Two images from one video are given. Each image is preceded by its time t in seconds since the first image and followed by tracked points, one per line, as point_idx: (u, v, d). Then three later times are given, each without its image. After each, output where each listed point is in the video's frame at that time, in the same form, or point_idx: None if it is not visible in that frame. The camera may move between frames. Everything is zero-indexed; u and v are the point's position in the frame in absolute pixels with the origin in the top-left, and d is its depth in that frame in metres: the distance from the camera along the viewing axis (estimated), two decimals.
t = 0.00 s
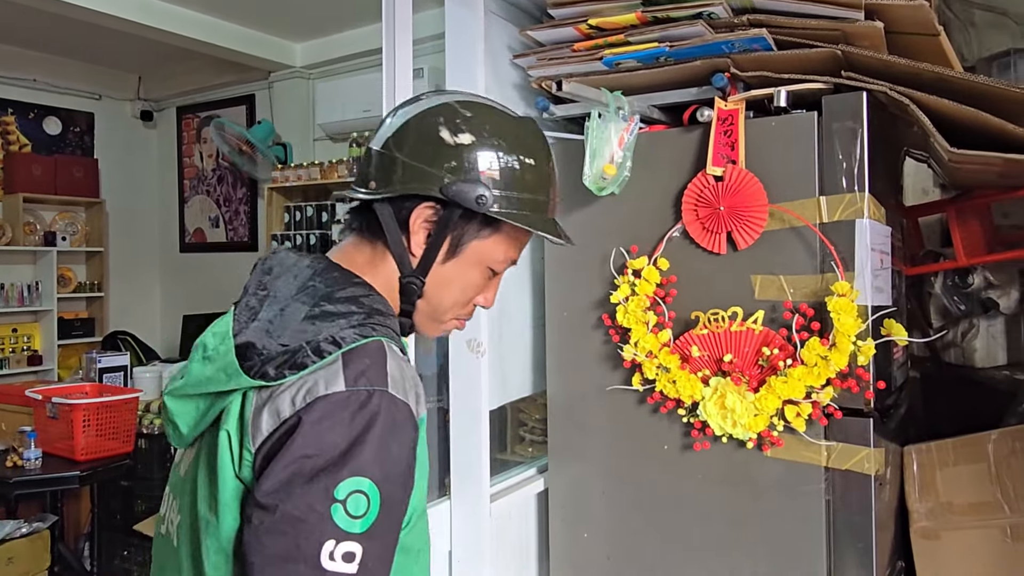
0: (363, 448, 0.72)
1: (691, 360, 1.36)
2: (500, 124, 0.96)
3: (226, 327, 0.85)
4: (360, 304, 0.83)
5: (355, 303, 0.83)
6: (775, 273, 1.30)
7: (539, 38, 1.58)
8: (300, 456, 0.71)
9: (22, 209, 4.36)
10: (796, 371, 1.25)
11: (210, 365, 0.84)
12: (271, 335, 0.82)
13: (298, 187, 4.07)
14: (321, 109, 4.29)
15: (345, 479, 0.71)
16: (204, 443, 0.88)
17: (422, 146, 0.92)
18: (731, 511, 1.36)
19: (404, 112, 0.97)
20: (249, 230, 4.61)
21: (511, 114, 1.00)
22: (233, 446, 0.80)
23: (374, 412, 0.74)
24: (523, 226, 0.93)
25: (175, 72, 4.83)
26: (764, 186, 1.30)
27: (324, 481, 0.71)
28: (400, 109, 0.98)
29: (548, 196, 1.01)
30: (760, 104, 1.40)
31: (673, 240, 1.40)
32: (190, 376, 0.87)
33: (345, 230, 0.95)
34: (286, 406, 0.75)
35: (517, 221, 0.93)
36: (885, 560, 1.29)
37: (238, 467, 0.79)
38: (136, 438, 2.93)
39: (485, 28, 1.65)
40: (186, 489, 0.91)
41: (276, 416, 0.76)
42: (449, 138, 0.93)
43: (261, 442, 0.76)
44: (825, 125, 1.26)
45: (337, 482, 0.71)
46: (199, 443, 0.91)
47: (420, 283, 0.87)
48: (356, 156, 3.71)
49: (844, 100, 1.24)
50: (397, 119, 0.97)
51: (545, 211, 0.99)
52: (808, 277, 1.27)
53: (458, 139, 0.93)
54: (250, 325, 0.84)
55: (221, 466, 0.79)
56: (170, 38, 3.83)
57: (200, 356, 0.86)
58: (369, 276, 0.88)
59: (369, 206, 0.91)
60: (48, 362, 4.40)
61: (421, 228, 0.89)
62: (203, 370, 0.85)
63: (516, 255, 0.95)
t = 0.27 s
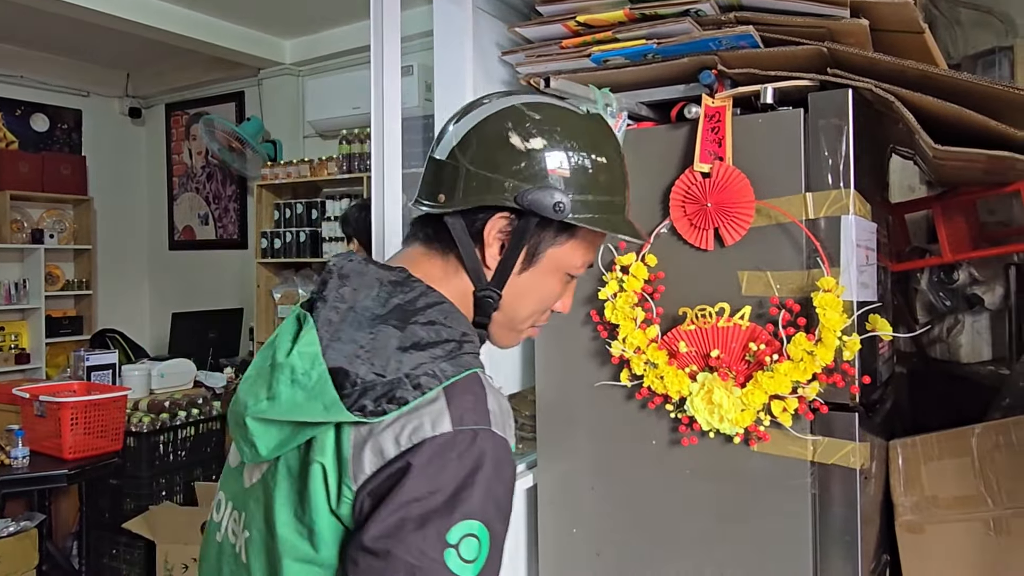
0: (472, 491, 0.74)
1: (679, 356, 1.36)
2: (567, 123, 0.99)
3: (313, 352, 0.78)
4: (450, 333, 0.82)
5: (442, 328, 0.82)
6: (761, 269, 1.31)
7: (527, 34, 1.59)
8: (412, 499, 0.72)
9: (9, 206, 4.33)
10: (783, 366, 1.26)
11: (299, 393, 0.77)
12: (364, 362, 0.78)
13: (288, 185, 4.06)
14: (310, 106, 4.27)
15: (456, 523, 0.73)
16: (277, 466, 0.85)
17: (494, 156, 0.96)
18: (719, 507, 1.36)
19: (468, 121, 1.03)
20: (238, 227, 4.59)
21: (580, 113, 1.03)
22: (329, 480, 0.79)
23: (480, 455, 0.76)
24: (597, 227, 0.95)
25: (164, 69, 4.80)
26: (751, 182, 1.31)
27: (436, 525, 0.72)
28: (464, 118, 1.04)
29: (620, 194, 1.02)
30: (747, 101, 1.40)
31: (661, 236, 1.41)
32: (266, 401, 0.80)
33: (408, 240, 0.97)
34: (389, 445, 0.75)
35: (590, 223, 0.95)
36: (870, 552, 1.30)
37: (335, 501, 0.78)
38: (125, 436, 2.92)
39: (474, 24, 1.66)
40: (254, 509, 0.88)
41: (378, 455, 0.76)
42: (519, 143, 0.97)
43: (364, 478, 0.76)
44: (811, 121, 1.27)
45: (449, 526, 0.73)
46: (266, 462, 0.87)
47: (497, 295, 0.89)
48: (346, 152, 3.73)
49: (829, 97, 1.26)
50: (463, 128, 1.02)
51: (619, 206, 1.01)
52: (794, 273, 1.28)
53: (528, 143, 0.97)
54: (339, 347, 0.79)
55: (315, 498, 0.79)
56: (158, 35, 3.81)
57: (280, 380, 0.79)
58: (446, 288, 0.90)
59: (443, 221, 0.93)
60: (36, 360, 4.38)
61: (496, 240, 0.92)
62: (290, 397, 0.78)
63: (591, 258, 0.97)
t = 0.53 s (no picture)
0: (591, 471, 0.73)
1: (670, 354, 1.37)
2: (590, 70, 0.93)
3: (404, 327, 0.73)
4: (537, 309, 0.79)
5: (526, 302, 0.78)
6: (752, 267, 1.31)
7: (518, 33, 1.60)
8: (536, 482, 0.70)
9: None
10: (773, 363, 1.26)
11: (401, 370, 0.72)
12: (460, 337, 0.74)
13: (278, 183, 4.05)
14: (300, 104, 4.26)
15: (580, 504, 0.72)
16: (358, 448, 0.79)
17: (521, 118, 0.92)
18: (711, 504, 1.37)
19: (490, 91, 0.99)
20: (228, 226, 4.57)
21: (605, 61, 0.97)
22: (432, 462, 0.74)
23: (593, 432, 0.74)
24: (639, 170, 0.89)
25: (153, 67, 4.77)
26: (741, 180, 1.32)
27: (562, 507, 0.71)
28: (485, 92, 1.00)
29: (660, 132, 0.97)
30: (737, 98, 1.40)
31: (651, 233, 1.41)
32: (359, 377, 0.73)
33: (450, 219, 0.94)
34: (502, 426, 0.72)
35: (635, 168, 0.89)
36: (860, 547, 1.31)
37: (439, 483, 0.74)
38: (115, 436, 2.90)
39: (465, 21, 1.65)
40: (324, 495, 0.82)
41: (491, 437, 0.72)
42: (541, 100, 0.92)
43: (474, 462, 0.72)
44: (800, 119, 1.28)
45: (575, 507, 0.71)
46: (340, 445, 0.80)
47: (546, 261, 0.85)
48: (336, 151, 3.73)
49: (818, 95, 1.26)
50: (487, 98, 0.99)
51: (659, 149, 0.95)
52: (785, 271, 1.28)
53: (550, 98, 0.92)
54: (433, 323, 0.74)
55: (415, 482, 0.75)
56: (147, 32, 3.79)
57: (375, 356, 0.73)
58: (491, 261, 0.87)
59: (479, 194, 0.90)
60: (24, 360, 4.34)
61: (536, 202, 0.88)
62: (391, 374, 0.72)
63: (640, 207, 0.92)
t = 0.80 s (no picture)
0: (602, 460, 0.72)
1: (660, 352, 1.37)
2: (562, 37, 0.92)
3: (401, 319, 0.73)
4: (538, 297, 0.78)
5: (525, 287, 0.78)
6: (742, 265, 1.32)
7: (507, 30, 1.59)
8: (545, 475, 0.70)
9: None
10: (762, 361, 1.27)
11: (397, 364, 0.72)
12: (457, 328, 0.73)
13: (267, 182, 4.03)
14: (289, 102, 4.25)
15: (593, 495, 0.71)
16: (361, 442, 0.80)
17: (492, 96, 0.92)
18: (701, 501, 1.37)
19: (474, 66, 0.97)
20: (217, 225, 4.55)
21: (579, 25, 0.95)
22: (432, 456, 0.74)
23: (600, 421, 0.74)
24: (621, 131, 0.87)
25: (141, 65, 4.74)
26: (730, 178, 1.32)
27: (575, 499, 0.70)
28: (469, 67, 0.98)
29: (650, 89, 0.95)
30: (727, 97, 1.41)
31: (642, 232, 1.41)
32: (355, 371, 0.74)
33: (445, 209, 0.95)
34: (503, 418, 0.71)
35: (622, 128, 0.87)
36: (849, 544, 1.32)
37: (440, 477, 0.74)
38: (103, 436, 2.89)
39: (455, 19, 1.65)
40: (327, 490, 0.83)
41: (492, 430, 0.71)
42: (510, 74, 0.91)
43: (475, 456, 0.72)
44: (789, 118, 1.28)
45: (588, 498, 0.71)
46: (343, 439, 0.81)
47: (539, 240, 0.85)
48: (326, 149, 3.72)
49: (807, 93, 1.27)
50: (462, 79, 0.98)
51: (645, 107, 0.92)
52: (774, 269, 1.29)
53: (518, 70, 0.91)
54: (430, 314, 0.74)
55: (417, 476, 0.75)
56: (135, 30, 3.76)
57: (372, 349, 0.73)
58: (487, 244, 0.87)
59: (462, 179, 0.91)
60: (11, 360, 4.31)
61: (519, 178, 0.87)
62: (387, 367, 0.72)
63: (633, 168, 0.89)
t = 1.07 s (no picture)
0: (570, 452, 0.72)
1: (648, 350, 1.37)
2: (507, 16, 0.93)
3: (379, 313, 0.75)
4: (523, 290, 0.79)
5: (506, 277, 0.78)
6: (729, 264, 1.33)
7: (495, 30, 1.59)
8: (511, 463, 0.70)
9: None
10: (750, 359, 1.28)
11: (373, 357, 0.73)
12: (434, 319, 0.74)
13: (255, 181, 4.02)
14: (278, 101, 4.23)
15: (557, 486, 0.70)
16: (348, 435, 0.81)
17: (445, 84, 0.95)
18: (688, 500, 1.38)
19: (447, 46, 0.98)
20: (205, 225, 4.53)
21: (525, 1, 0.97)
22: (409, 447, 0.74)
23: (573, 413, 0.73)
24: (573, 92, 0.86)
25: (127, 64, 4.71)
26: (718, 177, 1.33)
27: (538, 489, 0.70)
28: (444, 45, 0.99)
29: (616, 60, 0.95)
30: (715, 97, 1.41)
31: (630, 231, 1.42)
32: (334, 365, 0.76)
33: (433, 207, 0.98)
34: (477, 409, 0.72)
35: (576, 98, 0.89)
36: (835, 541, 1.33)
37: (417, 469, 0.74)
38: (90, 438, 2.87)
39: (441, 21, 1.69)
40: (318, 484, 0.84)
41: (465, 420, 0.72)
42: (456, 59, 0.94)
43: (450, 446, 0.72)
44: (776, 118, 1.29)
45: (551, 489, 0.70)
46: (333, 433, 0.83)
47: (510, 221, 0.87)
48: (315, 149, 3.71)
49: (793, 94, 1.28)
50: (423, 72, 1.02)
51: (601, 65, 0.91)
52: (761, 268, 1.30)
53: (461, 55, 0.94)
54: (407, 307, 0.75)
55: (394, 469, 0.74)
56: (122, 29, 3.73)
57: (349, 343, 0.75)
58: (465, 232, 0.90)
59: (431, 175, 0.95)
60: None
61: (477, 161, 0.90)
62: (363, 361, 0.74)
63: (594, 129, 0.90)
